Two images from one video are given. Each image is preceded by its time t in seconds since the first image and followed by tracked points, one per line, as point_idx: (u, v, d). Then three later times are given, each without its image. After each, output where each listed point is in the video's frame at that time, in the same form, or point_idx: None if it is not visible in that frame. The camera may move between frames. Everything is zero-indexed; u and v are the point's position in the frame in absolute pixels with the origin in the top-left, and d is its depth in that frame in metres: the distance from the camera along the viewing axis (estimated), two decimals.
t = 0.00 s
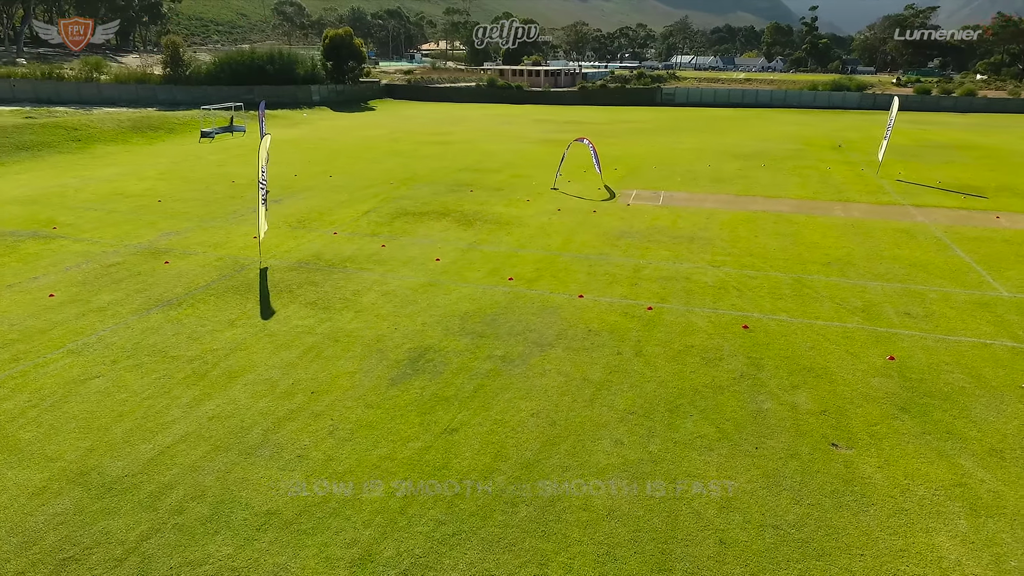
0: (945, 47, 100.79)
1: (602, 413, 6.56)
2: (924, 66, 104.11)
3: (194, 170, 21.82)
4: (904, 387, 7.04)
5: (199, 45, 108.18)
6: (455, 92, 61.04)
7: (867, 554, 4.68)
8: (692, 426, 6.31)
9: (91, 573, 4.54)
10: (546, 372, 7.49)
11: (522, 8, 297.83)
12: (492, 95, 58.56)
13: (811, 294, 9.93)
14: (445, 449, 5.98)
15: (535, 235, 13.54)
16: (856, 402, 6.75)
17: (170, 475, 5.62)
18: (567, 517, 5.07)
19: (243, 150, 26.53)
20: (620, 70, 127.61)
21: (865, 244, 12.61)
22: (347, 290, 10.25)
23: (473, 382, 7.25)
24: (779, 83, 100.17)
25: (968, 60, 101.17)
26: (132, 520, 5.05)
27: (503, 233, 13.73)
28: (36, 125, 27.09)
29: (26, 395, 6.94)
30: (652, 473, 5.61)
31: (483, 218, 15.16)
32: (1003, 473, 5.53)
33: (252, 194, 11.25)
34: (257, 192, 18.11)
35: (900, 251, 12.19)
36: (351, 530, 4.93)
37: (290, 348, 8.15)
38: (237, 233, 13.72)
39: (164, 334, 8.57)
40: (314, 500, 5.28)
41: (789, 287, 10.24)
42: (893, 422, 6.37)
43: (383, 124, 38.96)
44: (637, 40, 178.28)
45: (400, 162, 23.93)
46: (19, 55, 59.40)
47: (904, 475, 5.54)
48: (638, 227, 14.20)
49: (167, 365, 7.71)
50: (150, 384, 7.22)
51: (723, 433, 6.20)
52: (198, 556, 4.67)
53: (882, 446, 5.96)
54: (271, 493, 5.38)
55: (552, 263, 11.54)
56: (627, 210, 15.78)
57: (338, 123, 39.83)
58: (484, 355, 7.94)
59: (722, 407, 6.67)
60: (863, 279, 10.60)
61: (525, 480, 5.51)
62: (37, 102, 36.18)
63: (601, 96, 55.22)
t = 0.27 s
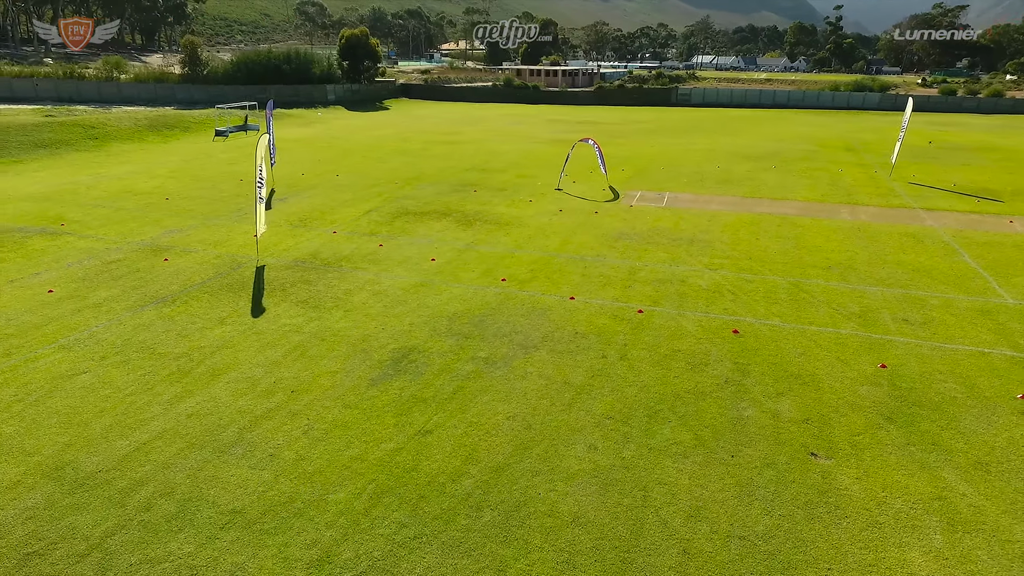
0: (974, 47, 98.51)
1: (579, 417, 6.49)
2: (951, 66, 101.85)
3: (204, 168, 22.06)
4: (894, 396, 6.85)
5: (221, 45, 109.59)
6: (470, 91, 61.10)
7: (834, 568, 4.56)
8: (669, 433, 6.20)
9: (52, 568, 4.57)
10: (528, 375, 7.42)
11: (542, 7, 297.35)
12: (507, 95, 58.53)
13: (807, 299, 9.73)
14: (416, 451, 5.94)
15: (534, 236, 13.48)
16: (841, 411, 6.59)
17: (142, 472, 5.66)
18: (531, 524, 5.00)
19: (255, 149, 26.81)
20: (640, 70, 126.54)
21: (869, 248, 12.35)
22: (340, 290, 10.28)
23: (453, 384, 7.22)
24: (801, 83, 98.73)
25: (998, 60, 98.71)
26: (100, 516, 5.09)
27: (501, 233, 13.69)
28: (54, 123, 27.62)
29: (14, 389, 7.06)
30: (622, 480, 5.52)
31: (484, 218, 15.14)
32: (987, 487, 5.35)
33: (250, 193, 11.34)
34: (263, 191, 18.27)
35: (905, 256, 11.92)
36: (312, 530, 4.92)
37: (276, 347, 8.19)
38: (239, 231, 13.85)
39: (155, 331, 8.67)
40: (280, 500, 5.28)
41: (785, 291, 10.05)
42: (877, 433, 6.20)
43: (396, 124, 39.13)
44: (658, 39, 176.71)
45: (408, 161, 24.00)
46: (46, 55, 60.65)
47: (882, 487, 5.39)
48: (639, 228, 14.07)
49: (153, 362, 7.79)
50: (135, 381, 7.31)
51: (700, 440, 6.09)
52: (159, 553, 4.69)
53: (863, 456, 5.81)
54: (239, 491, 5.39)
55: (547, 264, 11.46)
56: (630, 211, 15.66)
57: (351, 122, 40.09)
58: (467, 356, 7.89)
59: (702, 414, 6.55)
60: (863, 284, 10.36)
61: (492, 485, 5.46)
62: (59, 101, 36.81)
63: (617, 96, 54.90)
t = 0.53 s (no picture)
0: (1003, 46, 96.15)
1: (554, 422, 6.41)
2: (979, 66, 99.51)
3: (214, 167, 22.29)
4: (880, 405, 6.67)
5: (243, 45, 110.94)
6: (485, 91, 61.12)
7: None
8: (644, 439, 6.10)
9: (15, 563, 4.62)
10: (508, 377, 7.36)
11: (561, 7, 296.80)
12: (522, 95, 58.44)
13: (802, 303, 9.53)
14: (386, 452, 5.92)
15: (531, 236, 13.43)
16: (823, 419, 6.44)
17: (114, 468, 5.70)
18: (492, 529, 4.95)
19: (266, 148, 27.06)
20: (659, 70, 125.41)
21: (872, 252, 12.09)
22: (331, 289, 10.32)
23: (432, 385, 7.18)
24: (823, 83, 97.23)
25: None
26: (67, 511, 5.13)
27: (499, 233, 13.66)
28: (71, 122, 28.11)
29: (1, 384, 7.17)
30: (590, 486, 5.44)
31: (484, 218, 15.11)
32: (967, 501, 5.18)
33: (246, 192, 11.43)
34: (268, 189, 18.42)
35: (908, 260, 11.64)
36: (273, 530, 4.91)
37: (261, 345, 8.23)
38: (239, 229, 13.97)
39: (145, 328, 8.77)
40: (246, 498, 5.28)
41: (780, 295, 9.86)
42: (859, 442, 6.04)
43: (408, 123, 39.27)
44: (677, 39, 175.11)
45: (416, 161, 24.05)
46: (71, 54, 61.82)
47: (857, 499, 5.25)
48: (638, 229, 13.93)
49: (139, 358, 7.87)
50: (119, 377, 7.39)
51: (675, 446, 5.99)
52: (120, 550, 4.71)
53: (841, 467, 5.66)
54: (206, 489, 5.41)
55: (540, 266, 11.40)
56: (631, 212, 15.53)
57: (364, 121, 40.32)
58: (449, 358, 7.84)
59: (680, 420, 6.44)
60: (861, 288, 10.13)
61: (458, 488, 5.42)
62: (78, 100, 37.43)
63: (632, 96, 54.52)
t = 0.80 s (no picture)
0: None
1: (529, 425, 6.35)
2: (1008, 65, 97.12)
3: (223, 166, 22.53)
4: (865, 414, 6.51)
5: (264, 45, 112.29)
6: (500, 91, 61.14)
7: None
8: (618, 446, 6.00)
9: None
10: (487, 380, 7.30)
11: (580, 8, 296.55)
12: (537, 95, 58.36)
13: (796, 308, 9.35)
14: (356, 454, 5.89)
15: (528, 237, 13.37)
16: (804, 428, 6.28)
17: (87, 464, 5.74)
18: (454, 534, 4.89)
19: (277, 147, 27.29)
20: (678, 70, 124.28)
21: (875, 257, 11.83)
22: (323, 288, 10.35)
23: (411, 387, 7.15)
24: (845, 84, 95.66)
25: None
26: (36, 507, 5.18)
27: (497, 234, 13.62)
28: (89, 120, 28.65)
29: None
30: (558, 493, 5.36)
31: (483, 218, 15.09)
32: (944, 517, 5.03)
33: (243, 190, 11.53)
34: (273, 188, 18.58)
35: (911, 265, 11.37)
36: (234, 531, 4.90)
37: (246, 343, 8.29)
38: (240, 227, 14.10)
39: (136, 326, 8.88)
40: (212, 498, 5.29)
41: (775, 299, 9.68)
42: (838, 452, 5.89)
43: (420, 123, 39.39)
44: (698, 39, 173.39)
45: (423, 160, 24.09)
46: (95, 55, 62.95)
47: (830, 511, 5.12)
48: (638, 231, 13.80)
49: (127, 355, 7.95)
50: (105, 373, 7.48)
51: (649, 453, 5.89)
52: (82, 548, 4.74)
53: (817, 477, 5.53)
54: (174, 489, 5.41)
55: (534, 267, 11.33)
56: (632, 214, 15.39)
57: (377, 121, 40.56)
58: (432, 359, 7.82)
59: (656, 426, 6.32)
60: (859, 294, 9.91)
61: (424, 491, 5.37)
62: (98, 99, 38.10)
63: (646, 97, 54.12)
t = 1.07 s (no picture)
0: None
1: (504, 429, 6.30)
2: None
3: (234, 164, 22.76)
4: (850, 424, 6.33)
5: (286, 45, 113.49)
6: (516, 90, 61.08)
7: None
8: (592, 452, 5.91)
9: None
10: (468, 382, 7.25)
11: (601, 7, 295.33)
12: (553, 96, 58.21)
13: (791, 314, 9.15)
14: (328, 455, 5.88)
15: (527, 238, 13.32)
16: (784, 437, 6.14)
17: (64, 459, 5.81)
18: (416, 538, 4.86)
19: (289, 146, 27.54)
20: (699, 71, 122.86)
21: (879, 262, 11.55)
22: (317, 287, 10.39)
23: (390, 388, 7.13)
24: (870, 84, 93.79)
25: None
26: (9, 501, 5.25)
27: (496, 235, 13.58)
28: (107, 119, 29.19)
29: None
30: (524, 499, 5.30)
31: (485, 219, 15.06)
32: (920, 533, 4.87)
33: (243, 190, 11.62)
34: (281, 187, 18.74)
35: (916, 270, 11.08)
36: (198, 529, 4.92)
37: (235, 341, 8.35)
38: (244, 226, 14.24)
39: (130, 322, 8.99)
40: (181, 495, 5.32)
41: (770, 304, 9.49)
42: (818, 463, 5.75)
43: (434, 123, 39.50)
44: (720, 39, 171.32)
45: (432, 160, 24.13)
46: (119, 55, 64.04)
47: (802, 524, 4.99)
48: (638, 233, 13.67)
49: (117, 351, 8.06)
50: (94, 369, 7.59)
51: (622, 460, 5.80)
52: (48, 543, 4.78)
53: (793, 489, 5.40)
54: (144, 486, 5.45)
55: (530, 268, 11.26)
56: (635, 215, 15.25)
57: (391, 120, 40.77)
58: (415, 361, 7.80)
59: (633, 433, 6.22)
60: (859, 300, 9.67)
61: (391, 494, 5.35)
62: (119, 98, 38.79)
63: (664, 97, 53.65)
